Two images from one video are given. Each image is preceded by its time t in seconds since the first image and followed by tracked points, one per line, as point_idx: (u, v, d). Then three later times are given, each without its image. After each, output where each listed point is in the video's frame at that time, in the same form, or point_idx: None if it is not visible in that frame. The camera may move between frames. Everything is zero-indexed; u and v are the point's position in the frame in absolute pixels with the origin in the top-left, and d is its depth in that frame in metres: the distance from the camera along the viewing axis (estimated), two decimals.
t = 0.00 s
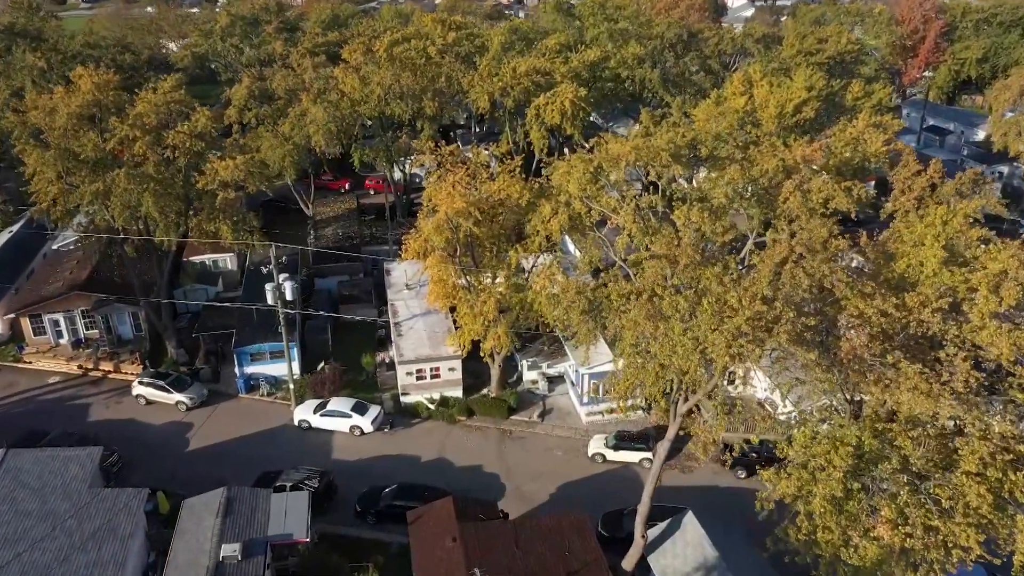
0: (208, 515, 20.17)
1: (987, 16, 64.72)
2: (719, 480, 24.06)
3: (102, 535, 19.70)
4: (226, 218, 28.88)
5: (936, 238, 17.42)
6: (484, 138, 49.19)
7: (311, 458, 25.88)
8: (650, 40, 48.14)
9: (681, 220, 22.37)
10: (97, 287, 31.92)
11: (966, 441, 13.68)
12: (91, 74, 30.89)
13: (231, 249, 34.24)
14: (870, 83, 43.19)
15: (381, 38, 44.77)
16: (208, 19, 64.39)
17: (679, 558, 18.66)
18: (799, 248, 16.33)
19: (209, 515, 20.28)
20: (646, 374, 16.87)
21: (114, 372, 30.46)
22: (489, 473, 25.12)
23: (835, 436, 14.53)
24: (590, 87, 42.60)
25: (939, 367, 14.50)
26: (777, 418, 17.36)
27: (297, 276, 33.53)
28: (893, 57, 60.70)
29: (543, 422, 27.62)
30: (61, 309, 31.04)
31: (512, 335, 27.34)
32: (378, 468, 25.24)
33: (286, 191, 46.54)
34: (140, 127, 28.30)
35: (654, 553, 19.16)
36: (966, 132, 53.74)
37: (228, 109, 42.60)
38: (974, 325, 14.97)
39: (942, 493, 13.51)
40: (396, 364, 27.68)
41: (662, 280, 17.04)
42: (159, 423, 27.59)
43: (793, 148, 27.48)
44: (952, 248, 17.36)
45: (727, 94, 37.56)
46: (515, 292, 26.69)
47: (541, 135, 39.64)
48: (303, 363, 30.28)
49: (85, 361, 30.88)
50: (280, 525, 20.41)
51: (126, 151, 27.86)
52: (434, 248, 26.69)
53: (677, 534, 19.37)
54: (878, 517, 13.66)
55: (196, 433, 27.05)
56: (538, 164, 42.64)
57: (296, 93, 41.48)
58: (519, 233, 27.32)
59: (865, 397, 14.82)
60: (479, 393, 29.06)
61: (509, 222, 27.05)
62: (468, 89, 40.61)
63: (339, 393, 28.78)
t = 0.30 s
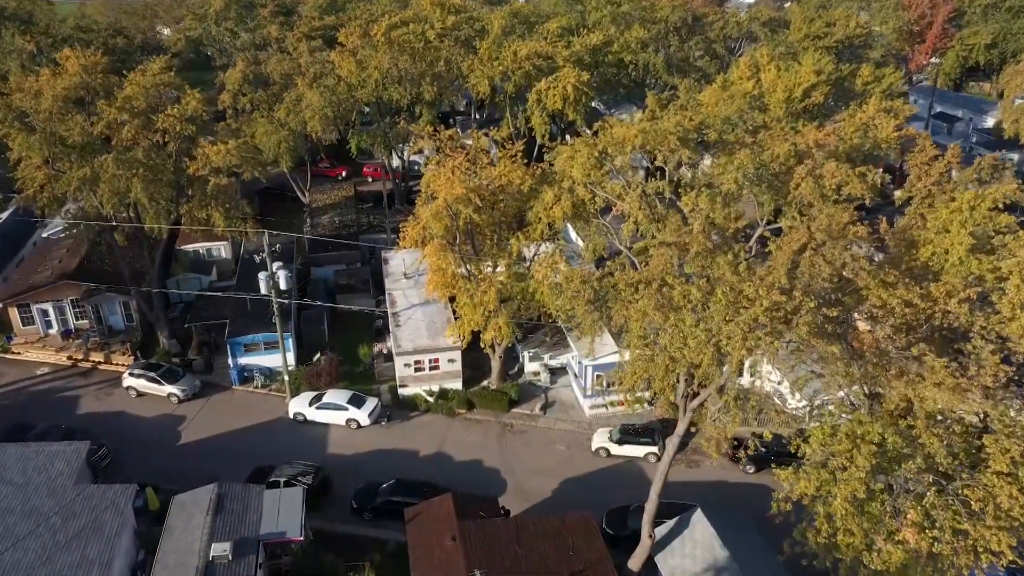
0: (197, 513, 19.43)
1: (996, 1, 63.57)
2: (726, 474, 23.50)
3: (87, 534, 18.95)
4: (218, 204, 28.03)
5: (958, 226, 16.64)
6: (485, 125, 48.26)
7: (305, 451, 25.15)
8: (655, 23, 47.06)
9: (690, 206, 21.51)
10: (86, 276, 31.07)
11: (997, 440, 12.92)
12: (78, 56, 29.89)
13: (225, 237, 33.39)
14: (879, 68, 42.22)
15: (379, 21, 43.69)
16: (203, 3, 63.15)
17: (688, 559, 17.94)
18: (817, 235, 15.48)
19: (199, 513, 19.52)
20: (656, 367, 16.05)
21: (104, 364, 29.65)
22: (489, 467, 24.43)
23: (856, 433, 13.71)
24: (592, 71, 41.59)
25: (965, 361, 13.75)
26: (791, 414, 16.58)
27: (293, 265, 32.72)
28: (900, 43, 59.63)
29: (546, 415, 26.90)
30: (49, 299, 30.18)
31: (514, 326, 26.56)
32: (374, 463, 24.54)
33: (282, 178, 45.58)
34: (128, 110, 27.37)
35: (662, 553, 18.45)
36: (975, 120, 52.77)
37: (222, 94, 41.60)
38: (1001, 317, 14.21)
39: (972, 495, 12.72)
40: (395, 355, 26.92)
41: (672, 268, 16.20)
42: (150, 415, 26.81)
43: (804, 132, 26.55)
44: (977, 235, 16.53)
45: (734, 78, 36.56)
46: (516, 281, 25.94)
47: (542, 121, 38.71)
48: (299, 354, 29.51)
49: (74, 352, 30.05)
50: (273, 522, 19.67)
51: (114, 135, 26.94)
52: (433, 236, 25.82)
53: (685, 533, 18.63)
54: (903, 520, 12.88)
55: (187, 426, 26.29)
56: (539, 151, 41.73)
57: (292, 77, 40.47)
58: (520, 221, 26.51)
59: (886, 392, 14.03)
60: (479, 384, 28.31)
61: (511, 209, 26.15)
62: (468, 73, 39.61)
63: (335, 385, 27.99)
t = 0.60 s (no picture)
0: (189, 509, 18.72)
1: None
2: (735, 468, 22.83)
3: (74, 530, 18.24)
4: (212, 190, 27.22)
5: (984, 210, 15.87)
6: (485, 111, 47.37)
7: (302, 444, 24.42)
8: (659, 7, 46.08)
9: (700, 192, 20.71)
10: (78, 264, 30.26)
11: None
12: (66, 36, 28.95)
13: (220, 224, 32.58)
14: (888, 52, 41.30)
15: (377, 4, 42.70)
16: None
17: (699, 557, 17.25)
18: (839, 219, 14.68)
19: (190, 509, 18.80)
20: (667, 360, 15.30)
21: (96, 354, 28.88)
22: (491, 460, 23.73)
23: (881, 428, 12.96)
24: (596, 55, 40.69)
25: (996, 352, 13.00)
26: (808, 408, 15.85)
27: (289, 253, 31.95)
28: (907, 28, 58.61)
29: (549, 407, 26.19)
30: (40, 287, 29.37)
31: (516, 315, 25.80)
32: (373, 456, 23.84)
33: (278, 165, 44.70)
34: (118, 93, 26.49)
35: (672, 551, 17.77)
36: (983, 106, 51.88)
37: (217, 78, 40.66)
38: None
39: (1006, 494, 11.98)
40: (394, 345, 26.18)
41: (685, 255, 15.43)
42: (142, 407, 26.08)
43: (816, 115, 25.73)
44: (1004, 220, 15.76)
45: (741, 61, 35.66)
46: (519, 269, 25.14)
47: (545, 106, 37.84)
48: (296, 344, 28.77)
49: (65, 342, 29.27)
50: (267, 519, 18.96)
51: (103, 118, 26.07)
52: (433, 222, 24.99)
53: (696, 530, 17.90)
54: (932, 520, 12.14)
55: (181, 418, 25.54)
56: (541, 136, 40.86)
57: (288, 61, 39.52)
58: (523, 207, 25.70)
59: (913, 385, 13.28)
60: (481, 375, 27.61)
61: (513, 195, 25.30)
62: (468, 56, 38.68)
63: (333, 376, 27.26)
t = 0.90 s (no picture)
0: (182, 504, 18.05)
1: None
2: (745, 462, 22.21)
3: (63, 526, 17.57)
4: (206, 175, 26.46)
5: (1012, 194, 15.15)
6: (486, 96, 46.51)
7: (299, 436, 23.77)
8: None
9: (712, 176, 19.94)
10: (69, 252, 29.50)
11: None
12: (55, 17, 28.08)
13: (215, 211, 31.81)
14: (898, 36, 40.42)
15: None
16: None
17: (711, 555, 16.60)
18: (864, 202, 13.93)
19: (184, 505, 18.13)
20: (681, 350, 14.63)
21: (88, 344, 28.17)
22: (494, 453, 23.09)
23: (910, 423, 12.22)
24: (599, 38, 39.77)
25: None
26: (828, 401, 15.16)
27: (286, 240, 31.21)
28: (915, 13, 57.59)
29: (553, 398, 25.54)
30: (30, 275, 28.62)
31: (519, 304, 25.08)
32: (372, 449, 23.20)
33: (275, 151, 43.95)
34: (109, 75, 25.66)
35: (683, 549, 17.12)
36: (992, 92, 50.96)
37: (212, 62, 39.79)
38: None
39: None
40: (394, 335, 25.50)
41: (699, 240, 14.71)
42: (135, 398, 25.40)
43: (830, 98, 24.91)
44: None
45: (748, 44, 34.75)
46: (522, 256, 24.40)
47: (548, 90, 36.98)
48: (294, 334, 28.08)
49: (57, 332, 28.55)
50: (263, 514, 18.28)
51: (94, 100, 25.26)
52: (434, 208, 24.13)
53: (708, 527, 17.26)
54: (966, 520, 11.46)
55: (175, 410, 24.87)
56: (543, 122, 40.01)
57: (285, 44, 38.62)
58: (526, 192, 24.98)
59: (941, 378, 12.57)
60: (483, 365, 26.92)
61: (516, 180, 24.53)
62: (469, 39, 37.74)
63: (331, 367, 26.55)
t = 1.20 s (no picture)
0: (176, 499, 17.44)
1: None
2: (755, 454, 21.62)
3: (53, 522, 16.96)
4: (201, 160, 25.72)
5: None
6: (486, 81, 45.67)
7: (298, 428, 23.15)
8: None
9: (725, 159, 19.20)
10: (62, 239, 28.76)
11: None
12: None
13: (211, 197, 31.09)
14: (907, 19, 39.57)
15: None
16: None
17: (726, 552, 16.01)
18: (892, 183, 13.22)
19: (178, 499, 17.51)
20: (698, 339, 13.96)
21: (81, 333, 27.48)
22: (498, 445, 22.49)
23: (942, 417, 11.60)
24: (603, 21, 38.88)
25: None
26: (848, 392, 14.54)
27: (284, 228, 30.52)
28: None
29: (558, 388, 24.92)
30: (22, 264, 27.90)
31: (523, 292, 24.43)
32: (372, 441, 22.58)
33: (273, 137, 43.17)
34: (100, 56, 24.86)
35: (695, 545, 16.52)
36: (1000, 77, 50.07)
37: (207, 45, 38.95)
38: None
39: None
40: (394, 324, 24.86)
41: (716, 225, 14.04)
42: (130, 389, 24.76)
43: (844, 80, 24.13)
44: None
45: (755, 26, 33.89)
46: (527, 243, 23.68)
47: (550, 74, 36.18)
48: (292, 323, 27.42)
49: (49, 321, 27.86)
50: (261, 509, 17.67)
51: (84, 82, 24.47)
52: (436, 194, 23.49)
53: (721, 522, 16.65)
54: (1003, 519, 10.84)
55: (170, 402, 24.23)
56: (545, 107, 39.20)
57: (282, 27, 37.73)
58: (530, 177, 24.30)
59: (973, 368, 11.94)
60: (486, 355, 26.28)
61: (520, 164, 23.80)
62: (470, 21, 36.84)
63: (330, 357, 25.88)
